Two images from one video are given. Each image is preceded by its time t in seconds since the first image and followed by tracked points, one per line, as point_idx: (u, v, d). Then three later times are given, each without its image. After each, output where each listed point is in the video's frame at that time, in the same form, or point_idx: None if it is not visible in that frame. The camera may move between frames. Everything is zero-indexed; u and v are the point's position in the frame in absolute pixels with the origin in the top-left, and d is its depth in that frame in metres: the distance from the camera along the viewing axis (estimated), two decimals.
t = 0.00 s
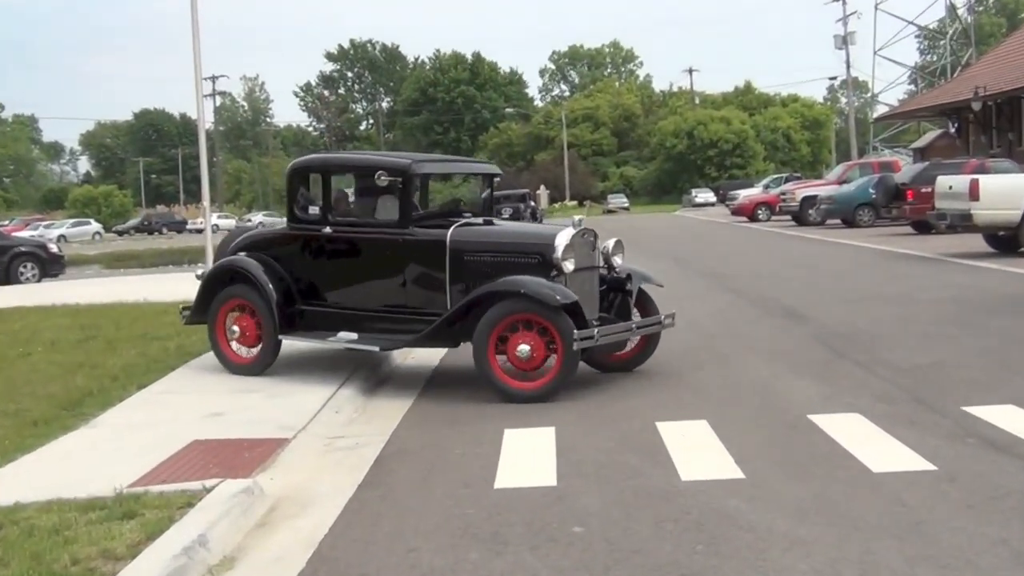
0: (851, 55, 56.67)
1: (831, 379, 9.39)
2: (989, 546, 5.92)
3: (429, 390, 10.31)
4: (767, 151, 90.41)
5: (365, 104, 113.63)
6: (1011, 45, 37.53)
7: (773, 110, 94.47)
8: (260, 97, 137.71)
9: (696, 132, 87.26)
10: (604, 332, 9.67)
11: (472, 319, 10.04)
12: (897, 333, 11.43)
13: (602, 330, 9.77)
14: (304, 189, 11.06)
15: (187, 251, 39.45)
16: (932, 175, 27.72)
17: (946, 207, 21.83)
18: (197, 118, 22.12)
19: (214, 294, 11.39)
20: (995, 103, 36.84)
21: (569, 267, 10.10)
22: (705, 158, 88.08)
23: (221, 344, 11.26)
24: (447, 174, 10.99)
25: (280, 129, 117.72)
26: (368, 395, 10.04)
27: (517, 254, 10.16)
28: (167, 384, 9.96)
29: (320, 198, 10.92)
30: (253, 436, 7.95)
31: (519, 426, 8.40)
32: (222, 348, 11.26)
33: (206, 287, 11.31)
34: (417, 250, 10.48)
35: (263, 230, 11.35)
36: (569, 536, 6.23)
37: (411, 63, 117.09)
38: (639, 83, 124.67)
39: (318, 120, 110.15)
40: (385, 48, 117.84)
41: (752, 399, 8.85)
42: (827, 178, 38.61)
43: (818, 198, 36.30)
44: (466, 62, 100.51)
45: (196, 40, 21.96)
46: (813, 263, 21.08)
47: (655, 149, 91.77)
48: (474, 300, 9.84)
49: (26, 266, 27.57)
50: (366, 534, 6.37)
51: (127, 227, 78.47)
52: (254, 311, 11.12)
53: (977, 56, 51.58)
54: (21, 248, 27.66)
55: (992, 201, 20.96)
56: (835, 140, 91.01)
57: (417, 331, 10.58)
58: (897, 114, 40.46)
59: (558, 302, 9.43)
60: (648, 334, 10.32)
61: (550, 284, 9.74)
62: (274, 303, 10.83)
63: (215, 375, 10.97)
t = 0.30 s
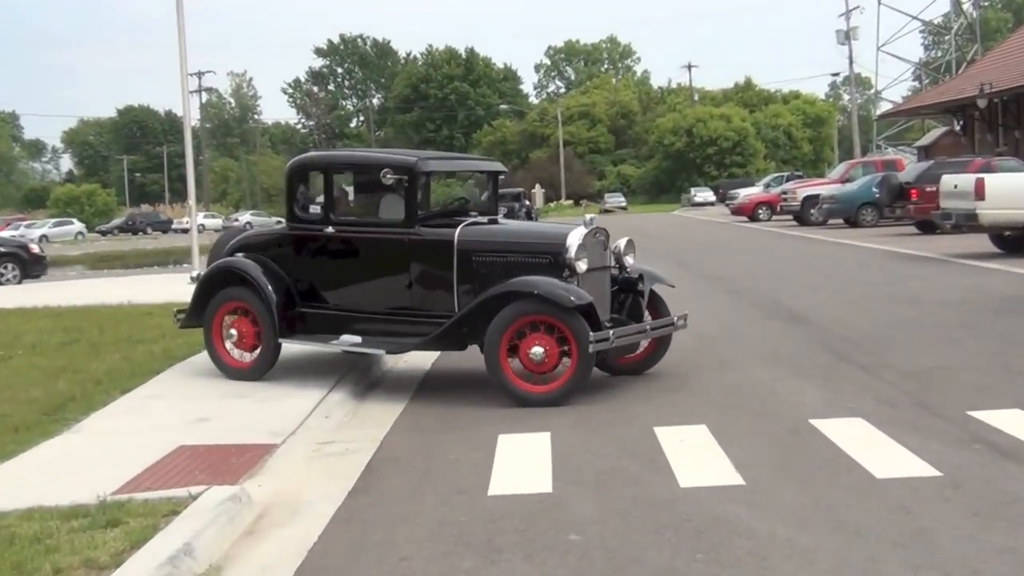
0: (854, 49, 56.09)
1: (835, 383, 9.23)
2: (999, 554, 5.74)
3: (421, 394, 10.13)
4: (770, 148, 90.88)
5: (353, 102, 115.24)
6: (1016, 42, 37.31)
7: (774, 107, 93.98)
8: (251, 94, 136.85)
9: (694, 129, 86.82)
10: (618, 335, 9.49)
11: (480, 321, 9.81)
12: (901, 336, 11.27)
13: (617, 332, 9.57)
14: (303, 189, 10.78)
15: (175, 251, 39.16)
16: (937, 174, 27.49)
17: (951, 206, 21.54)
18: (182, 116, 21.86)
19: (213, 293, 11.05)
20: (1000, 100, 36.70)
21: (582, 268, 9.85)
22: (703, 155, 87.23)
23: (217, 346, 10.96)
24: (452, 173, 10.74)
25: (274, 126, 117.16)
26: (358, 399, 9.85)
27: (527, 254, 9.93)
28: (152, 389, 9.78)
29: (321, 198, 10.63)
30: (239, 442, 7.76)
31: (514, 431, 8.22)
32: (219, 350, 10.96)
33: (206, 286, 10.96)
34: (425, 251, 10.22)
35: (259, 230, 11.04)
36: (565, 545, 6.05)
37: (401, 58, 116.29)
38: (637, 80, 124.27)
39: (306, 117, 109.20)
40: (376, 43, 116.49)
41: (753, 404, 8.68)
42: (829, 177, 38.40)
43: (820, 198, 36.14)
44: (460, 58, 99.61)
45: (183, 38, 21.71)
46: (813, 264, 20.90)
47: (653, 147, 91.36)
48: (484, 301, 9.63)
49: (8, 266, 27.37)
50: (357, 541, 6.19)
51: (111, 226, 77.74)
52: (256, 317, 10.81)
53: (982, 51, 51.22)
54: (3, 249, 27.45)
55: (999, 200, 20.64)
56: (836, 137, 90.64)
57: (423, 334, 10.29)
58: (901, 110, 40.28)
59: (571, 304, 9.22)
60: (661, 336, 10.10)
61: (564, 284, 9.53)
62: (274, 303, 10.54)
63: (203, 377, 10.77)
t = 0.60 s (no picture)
0: (857, 46, 55.84)
1: (838, 387, 9.07)
2: (1009, 563, 5.57)
3: (415, 399, 9.97)
4: (772, 147, 90.28)
5: (345, 99, 114.41)
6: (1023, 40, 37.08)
7: (776, 105, 93.71)
8: (239, 93, 136.56)
9: (694, 128, 86.58)
10: (635, 337, 9.33)
11: (490, 325, 9.58)
12: (906, 340, 11.11)
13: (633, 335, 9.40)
14: (304, 189, 10.51)
15: (162, 252, 38.97)
16: (942, 174, 27.30)
17: (957, 207, 21.35)
18: (169, 114, 21.71)
19: (213, 293, 10.75)
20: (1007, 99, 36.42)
21: (596, 268, 9.66)
22: (703, 154, 87.10)
23: (214, 347, 10.67)
24: (459, 171, 10.52)
25: (269, 125, 116.86)
26: (350, 405, 9.68)
27: (540, 255, 9.70)
28: (137, 393, 9.62)
29: (324, 197, 10.36)
30: (226, 448, 7.59)
31: (508, 438, 8.05)
32: (216, 353, 10.67)
33: (206, 285, 10.65)
34: (432, 251, 9.96)
35: (258, 231, 10.76)
36: (562, 554, 5.87)
37: (391, 54, 115.75)
38: (635, 77, 124.01)
39: (299, 115, 109.15)
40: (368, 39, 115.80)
41: (754, 409, 8.51)
42: (832, 177, 38.18)
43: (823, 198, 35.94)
44: (454, 54, 99.23)
45: (171, 36, 21.56)
46: (814, 266, 20.74)
47: (653, 146, 91.18)
48: (496, 304, 9.42)
49: None
50: (347, 551, 6.01)
51: (95, 227, 77.19)
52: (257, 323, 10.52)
53: (988, 48, 50.97)
54: None
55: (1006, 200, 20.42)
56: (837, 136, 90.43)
57: (430, 338, 10.04)
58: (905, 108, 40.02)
59: (588, 306, 9.03)
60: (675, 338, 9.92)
61: (578, 284, 9.34)
62: (275, 306, 10.28)
63: (191, 381, 10.61)
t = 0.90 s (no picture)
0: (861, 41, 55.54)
1: (840, 393, 8.91)
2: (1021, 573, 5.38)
3: (405, 405, 9.79)
4: (773, 146, 90.18)
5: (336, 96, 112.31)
6: None
7: (777, 103, 93.42)
8: (226, 91, 135.90)
9: (693, 126, 86.32)
10: (651, 340, 9.14)
11: (499, 329, 9.37)
12: (910, 344, 10.94)
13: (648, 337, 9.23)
14: (304, 188, 10.28)
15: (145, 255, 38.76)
16: (947, 173, 27.10)
17: (962, 206, 21.15)
18: (152, 110, 21.53)
19: (210, 297, 10.49)
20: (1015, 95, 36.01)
21: (609, 269, 9.49)
22: (702, 152, 86.77)
23: (209, 351, 10.44)
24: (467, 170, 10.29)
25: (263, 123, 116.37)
26: (339, 411, 9.48)
27: (549, 256, 9.53)
28: (119, 400, 9.44)
29: (325, 197, 10.13)
30: (210, 456, 7.41)
31: (500, 445, 7.86)
32: (210, 358, 10.41)
33: (202, 288, 10.39)
34: (438, 253, 9.76)
35: (255, 232, 10.51)
36: (556, 565, 5.69)
37: (382, 50, 115.10)
38: (632, 73, 123.60)
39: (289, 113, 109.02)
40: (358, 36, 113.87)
41: (754, 415, 8.33)
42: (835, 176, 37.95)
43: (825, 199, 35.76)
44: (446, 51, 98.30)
45: (155, 31, 21.35)
46: (814, 268, 20.56)
47: (651, 145, 90.95)
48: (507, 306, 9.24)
49: None
50: (334, 562, 5.80)
51: (76, 228, 76.21)
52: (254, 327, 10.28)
53: (994, 43, 50.66)
54: None
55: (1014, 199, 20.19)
56: (839, 134, 90.15)
57: (436, 342, 9.83)
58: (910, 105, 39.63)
59: (603, 308, 8.84)
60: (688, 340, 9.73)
61: (592, 286, 9.16)
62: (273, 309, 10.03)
63: (179, 386, 10.44)
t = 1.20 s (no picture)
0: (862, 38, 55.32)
1: (842, 399, 8.72)
2: None
3: (396, 411, 9.61)
4: (772, 143, 90.29)
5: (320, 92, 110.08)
6: None
7: (776, 100, 93.16)
8: (207, 88, 135.38)
9: (690, 125, 86.10)
10: (664, 343, 8.93)
11: (505, 333, 9.24)
12: (913, 349, 10.76)
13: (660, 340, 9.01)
14: (302, 188, 10.02)
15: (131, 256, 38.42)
16: (953, 174, 26.89)
17: (967, 207, 20.96)
18: (133, 109, 21.31)
19: (204, 300, 10.27)
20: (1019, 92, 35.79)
21: (619, 272, 9.27)
22: (700, 152, 86.60)
23: (201, 356, 10.20)
24: (470, 170, 10.08)
25: (255, 122, 115.79)
26: (328, 418, 9.29)
27: (558, 257, 9.32)
28: (101, 407, 9.23)
29: (325, 196, 9.88)
30: (191, 466, 7.22)
31: (492, 453, 7.67)
32: (203, 363, 10.18)
33: (196, 291, 10.15)
34: (441, 255, 9.55)
35: (252, 233, 10.28)
36: None
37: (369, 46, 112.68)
38: (627, 70, 123.28)
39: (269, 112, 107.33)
40: (345, 31, 111.05)
41: (753, 422, 8.16)
42: (837, 176, 37.73)
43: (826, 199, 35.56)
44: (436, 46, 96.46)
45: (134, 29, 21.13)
46: (812, 270, 20.36)
47: (648, 144, 90.76)
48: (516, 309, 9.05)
49: None
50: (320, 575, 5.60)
51: (53, 228, 74.90)
52: (248, 332, 10.05)
53: (997, 38, 50.40)
54: None
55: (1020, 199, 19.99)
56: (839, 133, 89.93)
57: (438, 346, 9.63)
58: (913, 103, 39.44)
59: (614, 310, 8.63)
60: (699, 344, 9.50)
61: (603, 288, 8.95)
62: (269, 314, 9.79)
63: (164, 393, 10.24)
